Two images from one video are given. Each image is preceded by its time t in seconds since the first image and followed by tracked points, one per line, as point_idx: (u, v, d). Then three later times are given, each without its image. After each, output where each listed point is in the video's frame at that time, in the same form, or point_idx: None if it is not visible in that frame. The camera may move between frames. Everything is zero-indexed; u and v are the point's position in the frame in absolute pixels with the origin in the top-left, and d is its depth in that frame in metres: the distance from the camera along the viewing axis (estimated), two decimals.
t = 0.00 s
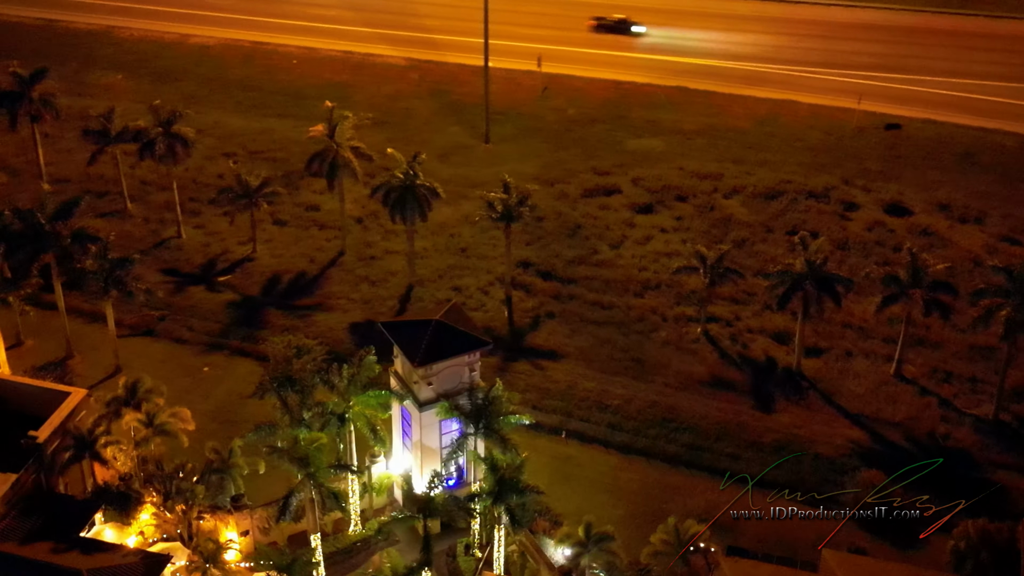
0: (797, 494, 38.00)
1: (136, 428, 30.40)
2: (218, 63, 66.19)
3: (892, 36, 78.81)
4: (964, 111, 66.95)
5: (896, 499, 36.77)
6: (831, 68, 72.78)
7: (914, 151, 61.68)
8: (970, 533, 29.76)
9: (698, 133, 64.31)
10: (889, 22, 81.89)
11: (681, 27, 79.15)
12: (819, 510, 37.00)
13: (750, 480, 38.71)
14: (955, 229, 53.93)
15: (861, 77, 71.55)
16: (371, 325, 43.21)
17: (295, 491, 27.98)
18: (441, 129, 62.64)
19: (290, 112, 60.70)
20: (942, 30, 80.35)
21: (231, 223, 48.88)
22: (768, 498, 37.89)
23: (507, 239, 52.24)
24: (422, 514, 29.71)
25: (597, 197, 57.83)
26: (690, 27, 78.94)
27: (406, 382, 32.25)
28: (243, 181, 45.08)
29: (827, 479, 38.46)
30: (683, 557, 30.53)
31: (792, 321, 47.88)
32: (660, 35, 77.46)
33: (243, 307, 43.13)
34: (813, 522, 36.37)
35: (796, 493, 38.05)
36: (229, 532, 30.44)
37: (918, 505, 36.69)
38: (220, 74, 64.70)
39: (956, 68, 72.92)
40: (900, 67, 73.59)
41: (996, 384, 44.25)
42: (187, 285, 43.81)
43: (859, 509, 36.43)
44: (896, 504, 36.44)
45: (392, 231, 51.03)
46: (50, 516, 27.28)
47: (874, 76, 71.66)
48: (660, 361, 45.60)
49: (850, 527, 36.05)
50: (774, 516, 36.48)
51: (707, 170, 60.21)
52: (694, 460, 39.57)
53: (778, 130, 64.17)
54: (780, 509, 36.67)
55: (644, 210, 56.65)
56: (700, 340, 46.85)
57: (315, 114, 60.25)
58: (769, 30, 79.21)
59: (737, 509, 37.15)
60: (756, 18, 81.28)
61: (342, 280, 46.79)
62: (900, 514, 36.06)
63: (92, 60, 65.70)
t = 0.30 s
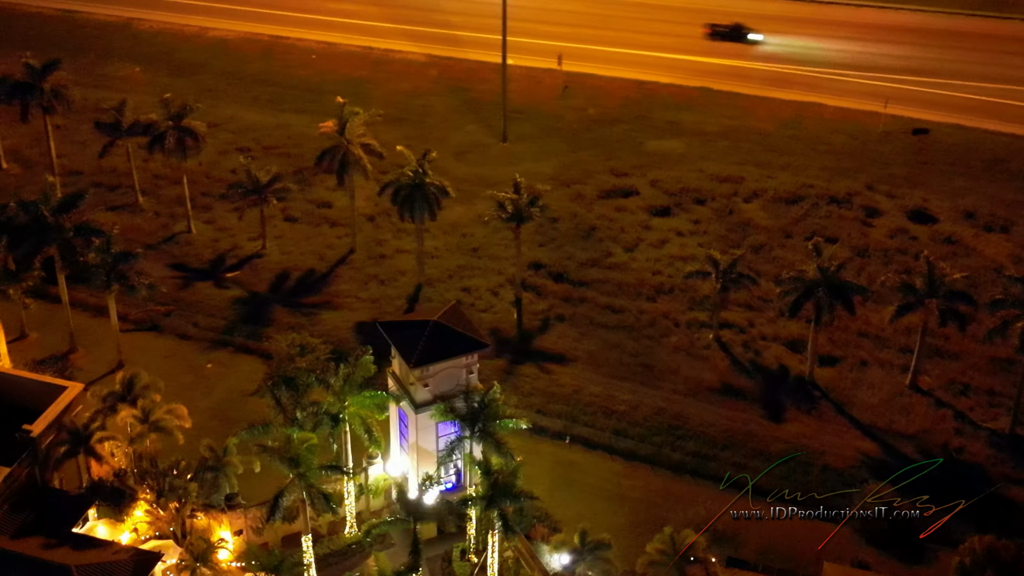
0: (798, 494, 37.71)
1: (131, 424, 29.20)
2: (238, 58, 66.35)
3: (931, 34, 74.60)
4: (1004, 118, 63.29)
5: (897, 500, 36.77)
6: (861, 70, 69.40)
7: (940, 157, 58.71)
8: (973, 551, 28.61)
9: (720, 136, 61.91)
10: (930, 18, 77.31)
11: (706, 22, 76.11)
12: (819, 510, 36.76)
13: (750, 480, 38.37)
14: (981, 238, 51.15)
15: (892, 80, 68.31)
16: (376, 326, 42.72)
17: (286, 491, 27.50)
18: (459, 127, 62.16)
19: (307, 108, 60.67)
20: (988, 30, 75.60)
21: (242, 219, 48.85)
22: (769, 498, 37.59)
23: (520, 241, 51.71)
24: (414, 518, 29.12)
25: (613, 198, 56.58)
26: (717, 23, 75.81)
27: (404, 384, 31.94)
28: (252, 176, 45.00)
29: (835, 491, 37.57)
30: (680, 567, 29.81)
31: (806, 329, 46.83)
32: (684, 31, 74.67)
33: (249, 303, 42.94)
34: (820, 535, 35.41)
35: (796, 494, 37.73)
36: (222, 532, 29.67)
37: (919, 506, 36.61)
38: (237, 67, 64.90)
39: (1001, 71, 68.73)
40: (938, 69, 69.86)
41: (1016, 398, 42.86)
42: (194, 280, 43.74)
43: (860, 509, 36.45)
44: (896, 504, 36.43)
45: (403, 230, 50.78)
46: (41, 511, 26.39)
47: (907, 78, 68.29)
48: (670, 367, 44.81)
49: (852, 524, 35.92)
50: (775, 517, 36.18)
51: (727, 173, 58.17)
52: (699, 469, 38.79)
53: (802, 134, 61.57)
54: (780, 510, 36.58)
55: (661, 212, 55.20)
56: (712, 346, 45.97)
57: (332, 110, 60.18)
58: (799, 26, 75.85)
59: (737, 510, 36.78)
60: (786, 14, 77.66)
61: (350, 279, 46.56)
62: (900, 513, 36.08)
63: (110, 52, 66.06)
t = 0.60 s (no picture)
0: (797, 494, 37.92)
1: (133, 418, 29.68)
2: (261, 56, 67.20)
3: (959, 41, 73.47)
4: None
5: (897, 501, 37.17)
6: (885, 77, 68.64)
7: (962, 166, 58.01)
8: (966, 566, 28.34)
9: (740, 141, 61.63)
10: (958, 24, 76.12)
11: (729, 24, 75.57)
12: (819, 510, 37.00)
13: (750, 480, 38.62)
14: (1003, 249, 50.47)
15: (915, 86, 67.52)
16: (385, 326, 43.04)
17: (281, 487, 27.87)
18: (478, 128, 62.44)
19: (328, 107, 61.30)
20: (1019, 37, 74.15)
21: (257, 217, 49.56)
22: (769, 498, 37.75)
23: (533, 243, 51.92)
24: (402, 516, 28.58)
25: (629, 202, 56.46)
26: (740, 26, 75.26)
27: (402, 384, 32.22)
28: (267, 174, 45.67)
29: (838, 502, 37.40)
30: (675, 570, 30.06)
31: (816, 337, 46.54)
32: (708, 34, 74.32)
33: (261, 300, 43.48)
34: (820, 544, 35.27)
35: (797, 495, 37.89)
36: (222, 528, 30.18)
37: (919, 506, 36.92)
38: (261, 66, 65.80)
39: None
40: (965, 76, 68.82)
41: None
42: (208, 276, 44.43)
43: (860, 510, 36.83)
44: (896, 504, 36.83)
45: (417, 230, 51.18)
46: (44, 501, 26.78)
47: (932, 85, 67.41)
48: (677, 372, 44.77)
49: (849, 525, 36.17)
50: (776, 516, 36.43)
51: (744, 178, 57.87)
52: (701, 475, 38.73)
53: (822, 140, 61.24)
54: (779, 510, 36.84)
55: (676, 217, 55.02)
56: (720, 352, 45.86)
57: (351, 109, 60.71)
58: (824, 28, 75.02)
59: (737, 509, 36.97)
60: (811, 17, 76.81)
61: (362, 278, 47.05)
62: (899, 514, 36.25)
63: (136, 48, 67.16)
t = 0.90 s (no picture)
0: (798, 495, 38.21)
1: (136, 413, 30.02)
2: (285, 56, 68.00)
3: (987, 50, 72.43)
4: None
5: (897, 501, 37.59)
6: (909, 85, 67.92)
7: (983, 176, 57.32)
8: None
9: (759, 147, 61.33)
10: (987, 32, 75.07)
11: (749, 30, 75.19)
12: (820, 510, 37.30)
13: (750, 480, 38.90)
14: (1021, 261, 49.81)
15: (937, 95, 66.87)
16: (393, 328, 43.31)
17: (275, 485, 28.00)
18: (496, 130, 62.71)
19: (347, 108, 61.90)
20: None
21: (272, 217, 50.23)
22: (769, 498, 38.08)
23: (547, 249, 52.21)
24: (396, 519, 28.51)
25: (644, 207, 56.40)
26: (763, 32, 74.82)
27: (401, 385, 32.49)
28: (281, 173, 46.28)
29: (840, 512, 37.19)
30: None
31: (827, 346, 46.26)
32: (731, 40, 73.96)
33: (272, 299, 44.05)
34: (818, 553, 35.15)
35: (797, 496, 38.16)
36: (221, 525, 30.46)
37: (919, 506, 37.27)
38: (283, 65, 66.64)
39: None
40: (991, 85, 67.88)
41: None
42: (221, 274, 45.09)
43: (860, 510, 37.16)
44: (897, 505, 37.27)
45: (430, 231, 51.57)
46: (45, 494, 27.25)
47: (957, 94, 66.59)
48: (684, 379, 44.70)
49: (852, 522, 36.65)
50: (775, 516, 36.81)
51: (761, 185, 57.59)
52: (704, 483, 38.60)
53: (842, 148, 60.78)
54: (779, 509, 37.26)
55: (691, 222, 54.88)
56: (729, 359, 45.72)
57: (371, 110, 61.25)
58: (845, 35, 74.51)
59: (737, 509, 37.29)
60: (831, 23, 76.28)
61: (374, 278, 47.51)
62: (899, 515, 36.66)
63: (162, 47, 68.25)
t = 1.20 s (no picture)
0: (798, 495, 38.47)
1: (139, 409, 30.49)
2: (308, 57, 68.79)
3: (1015, 60, 71.41)
4: None
5: (898, 500, 37.81)
6: (933, 94, 67.19)
7: (1005, 187, 56.62)
8: None
9: (778, 154, 61.01)
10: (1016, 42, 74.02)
11: (770, 37, 74.85)
12: (819, 510, 37.59)
13: (750, 480, 39.11)
14: None
15: (962, 104, 66.05)
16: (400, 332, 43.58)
17: (271, 483, 28.47)
18: (515, 133, 62.96)
19: (367, 109, 62.48)
20: None
21: (288, 216, 50.90)
22: (769, 498, 38.30)
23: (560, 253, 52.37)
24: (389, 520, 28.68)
25: (659, 212, 56.33)
26: (788, 39, 74.33)
27: (401, 386, 32.76)
28: (296, 173, 46.88)
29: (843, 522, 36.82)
30: None
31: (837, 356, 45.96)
32: (754, 46, 73.55)
33: (283, 297, 44.62)
34: (817, 563, 35.09)
35: (796, 497, 38.36)
36: (221, 521, 30.57)
37: (920, 506, 37.44)
38: (306, 66, 67.47)
39: None
40: (1017, 95, 66.94)
41: None
42: (235, 272, 45.76)
43: (860, 509, 37.39)
44: (898, 504, 37.51)
45: (443, 233, 51.95)
46: (47, 488, 27.79)
47: (981, 104, 65.76)
48: (691, 385, 44.60)
49: (850, 522, 36.76)
50: (775, 516, 37.10)
51: (778, 192, 57.30)
52: (706, 490, 38.36)
53: (862, 156, 60.33)
54: (779, 510, 37.46)
55: (706, 228, 54.72)
56: (737, 367, 45.52)
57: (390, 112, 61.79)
58: (869, 44, 73.96)
59: (738, 509, 37.58)
60: (854, 32, 75.79)
61: (385, 279, 47.93)
62: (899, 514, 36.91)
63: (188, 45, 69.35)
